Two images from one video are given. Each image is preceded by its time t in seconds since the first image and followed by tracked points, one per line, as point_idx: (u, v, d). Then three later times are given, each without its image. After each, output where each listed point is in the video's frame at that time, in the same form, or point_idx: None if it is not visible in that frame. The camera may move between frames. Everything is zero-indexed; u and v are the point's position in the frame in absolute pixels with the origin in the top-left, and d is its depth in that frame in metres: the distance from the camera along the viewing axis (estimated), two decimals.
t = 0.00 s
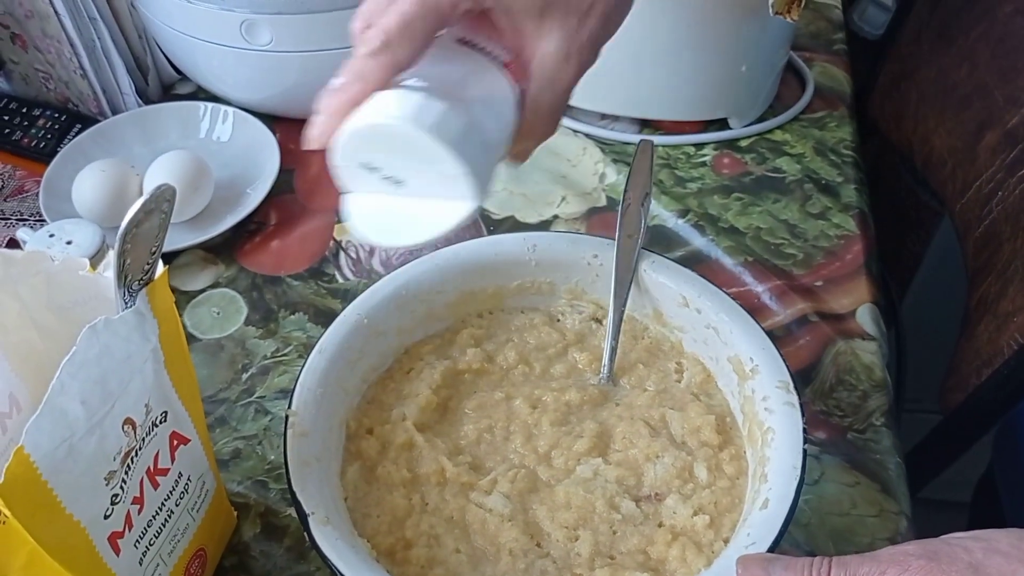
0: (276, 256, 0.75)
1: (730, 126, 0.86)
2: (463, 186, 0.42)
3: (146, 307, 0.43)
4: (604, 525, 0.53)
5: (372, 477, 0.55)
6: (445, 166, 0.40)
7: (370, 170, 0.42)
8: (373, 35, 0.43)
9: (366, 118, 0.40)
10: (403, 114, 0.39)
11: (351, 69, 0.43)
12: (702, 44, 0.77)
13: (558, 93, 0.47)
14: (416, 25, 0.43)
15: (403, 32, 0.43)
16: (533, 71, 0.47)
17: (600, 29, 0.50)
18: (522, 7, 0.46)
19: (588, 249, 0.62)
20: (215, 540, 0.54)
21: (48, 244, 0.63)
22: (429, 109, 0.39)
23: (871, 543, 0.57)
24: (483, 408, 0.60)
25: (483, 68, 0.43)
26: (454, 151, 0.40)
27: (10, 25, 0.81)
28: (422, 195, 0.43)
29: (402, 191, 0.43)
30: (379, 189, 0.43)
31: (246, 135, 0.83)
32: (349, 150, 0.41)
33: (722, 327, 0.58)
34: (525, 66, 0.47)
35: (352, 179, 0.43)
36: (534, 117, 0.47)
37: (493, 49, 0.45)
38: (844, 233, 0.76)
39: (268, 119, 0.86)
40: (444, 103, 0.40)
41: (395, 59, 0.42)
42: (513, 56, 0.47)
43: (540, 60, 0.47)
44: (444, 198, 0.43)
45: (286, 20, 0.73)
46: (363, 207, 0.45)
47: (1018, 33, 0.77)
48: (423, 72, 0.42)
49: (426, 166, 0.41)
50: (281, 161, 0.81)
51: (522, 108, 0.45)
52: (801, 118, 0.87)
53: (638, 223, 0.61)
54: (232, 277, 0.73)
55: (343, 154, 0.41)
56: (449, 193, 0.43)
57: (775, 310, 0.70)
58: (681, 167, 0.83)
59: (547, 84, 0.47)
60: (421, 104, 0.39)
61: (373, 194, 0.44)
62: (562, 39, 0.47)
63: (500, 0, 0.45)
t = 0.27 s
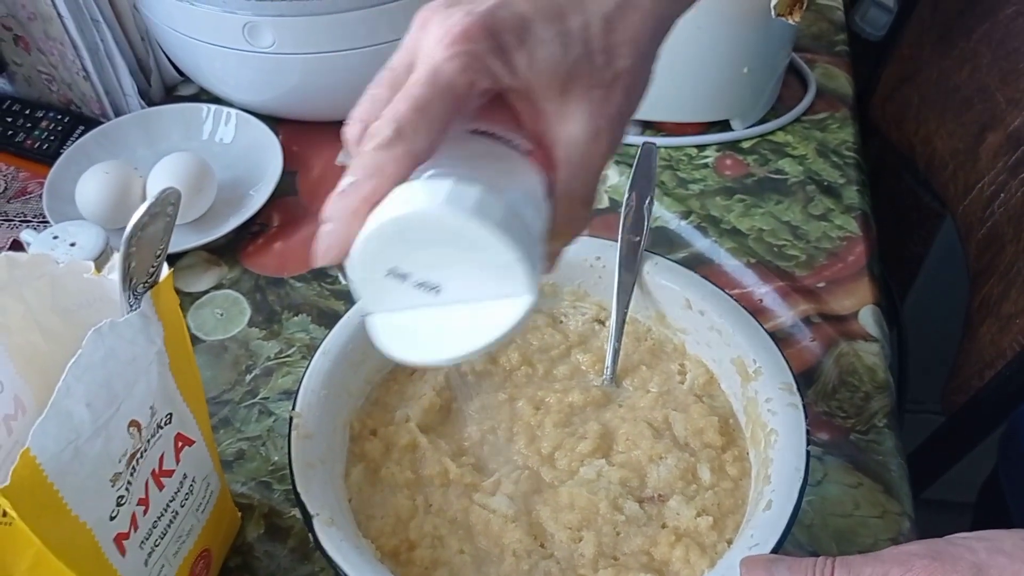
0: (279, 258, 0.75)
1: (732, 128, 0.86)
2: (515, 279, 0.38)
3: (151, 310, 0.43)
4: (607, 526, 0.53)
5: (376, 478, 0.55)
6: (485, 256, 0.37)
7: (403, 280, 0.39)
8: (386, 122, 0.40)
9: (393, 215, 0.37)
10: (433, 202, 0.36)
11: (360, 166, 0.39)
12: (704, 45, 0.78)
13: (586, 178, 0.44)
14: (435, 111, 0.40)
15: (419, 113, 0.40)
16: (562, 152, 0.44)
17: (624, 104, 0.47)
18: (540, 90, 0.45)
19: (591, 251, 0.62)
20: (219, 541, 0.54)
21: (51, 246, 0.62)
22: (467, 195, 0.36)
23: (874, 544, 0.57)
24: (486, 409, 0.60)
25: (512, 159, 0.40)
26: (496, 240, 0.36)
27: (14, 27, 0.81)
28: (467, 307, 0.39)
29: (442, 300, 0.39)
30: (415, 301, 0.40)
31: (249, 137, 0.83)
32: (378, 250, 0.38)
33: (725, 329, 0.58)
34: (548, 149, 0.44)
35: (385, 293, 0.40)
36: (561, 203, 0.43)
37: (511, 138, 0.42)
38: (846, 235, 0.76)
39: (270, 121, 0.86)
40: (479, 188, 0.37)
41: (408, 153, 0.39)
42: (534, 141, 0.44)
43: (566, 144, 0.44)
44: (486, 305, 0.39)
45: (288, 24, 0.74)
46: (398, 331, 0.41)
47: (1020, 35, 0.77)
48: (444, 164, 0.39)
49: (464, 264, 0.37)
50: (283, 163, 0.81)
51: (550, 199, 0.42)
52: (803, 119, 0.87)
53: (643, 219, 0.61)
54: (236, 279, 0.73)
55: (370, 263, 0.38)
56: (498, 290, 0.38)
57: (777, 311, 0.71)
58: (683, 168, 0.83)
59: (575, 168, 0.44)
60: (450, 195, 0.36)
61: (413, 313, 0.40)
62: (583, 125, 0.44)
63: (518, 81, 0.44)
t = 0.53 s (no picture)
0: (275, 259, 0.74)
1: (731, 127, 0.85)
2: (584, 166, 0.42)
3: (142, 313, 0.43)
4: (605, 531, 0.52)
5: (371, 482, 0.55)
6: (562, 140, 0.41)
7: (486, 164, 0.45)
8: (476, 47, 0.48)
9: (487, 99, 0.42)
10: (518, 89, 0.41)
11: (460, 72, 0.47)
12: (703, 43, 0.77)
13: (667, 95, 0.46)
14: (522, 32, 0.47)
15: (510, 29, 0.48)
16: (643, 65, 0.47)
17: (706, 34, 0.50)
18: (625, 18, 0.49)
19: (589, 252, 0.62)
20: (213, 547, 0.54)
21: (43, 248, 0.62)
22: (546, 88, 0.41)
23: (875, 548, 0.57)
24: (483, 412, 0.59)
25: (593, 67, 0.44)
26: (573, 124, 0.41)
27: (6, 27, 0.80)
28: (540, 187, 0.45)
29: (520, 185, 0.45)
30: (497, 185, 0.46)
31: (244, 137, 0.82)
32: (461, 139, 0.44)
33: (724, 331, 0.57)
34: (631, 69, 0.47)
35: (472, 178, 0.46)
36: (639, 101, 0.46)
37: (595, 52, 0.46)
38: (846, 235, 0.75)
39: (266, 122, 0.86)
40: (557, 82, 0.42)
41: (499, 59, 0.46)
42: (619, 62, 0.47)
43: (648, 63, 0.47)
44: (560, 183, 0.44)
45: (283, 24, 0.73)
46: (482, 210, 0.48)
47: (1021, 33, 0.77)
48: (533, 62, 0.44)
49: (544, 147, 0.42)
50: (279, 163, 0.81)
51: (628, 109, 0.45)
52: (803, 119, 0.86)
53: (639, 224, 0.58)
54: (230, 281, 0.73)
55: (459, 144, 0.44)
56: (572, 173, 0.43)
57: (776, 313, 0.70)
58: (682, 168, 0.82)
59: (653, 82, 0.46)
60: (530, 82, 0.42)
61: (487, 194, 0.47)
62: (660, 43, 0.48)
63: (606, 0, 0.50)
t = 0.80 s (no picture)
0: (277, 259, 0.74)
1: (732, 127, 0.85)
2: (534, 152, 0.44)
3: (145, 312, 0.42)
4: (609, 530, 0.52)
5: (374, 482, 0.55)
6: (508, 126, 0.43)
7: (432, 146, 0.47)
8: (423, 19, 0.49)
9: (433, 79, 0.44)
10: (467, 69, 0.43)
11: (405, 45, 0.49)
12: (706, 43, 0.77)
13: (614, 83, 0.48)
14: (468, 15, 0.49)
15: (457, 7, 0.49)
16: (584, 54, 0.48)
17: (657, 19, 0.51)
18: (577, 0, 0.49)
19: (591, 251, 0.62)
20: (216, 546, 0.54)
21: (46, 248, 0.62)
22: (495, 70, 0.43)
23: (878, 547, 0.57)
24: (486, 411, 0.59)
25: (544, 50, 0.45)
26: (518, 107, 0.42)
27: (8, 27, 0.80)
28: (481, 177, 0.47)
29: (467, 171, 0.47)
30: (444, 169, 0.47)
31: (246, 137, 0.82)
32: (409, 120, 0.46)
33: (726, 330, 0.57)
34: (582, 54, 0.48)
35: (417, 158, 0.47)
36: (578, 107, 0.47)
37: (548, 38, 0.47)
38: (848, 234, 0.75)
39: (267, 122, 0.86)
40: (506, 64, 0.43)
41: (447, 34, 0.47)
42: (569, 47, 0.48)
43: (597, 51, 0.48)
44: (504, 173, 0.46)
45: (286, 23, 0.73)
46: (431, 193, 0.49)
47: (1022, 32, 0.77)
48: (473, 43, 0.46)
49: (489, 131, 0.44)
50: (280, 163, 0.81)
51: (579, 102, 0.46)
52: (804, 118, 0.86)
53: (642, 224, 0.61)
54: (232, 281, 0.73)
55: (405, 126, 0.46)
56: (521, 161, 0.45)
57: (779, 312, 0.70)
58: (683, 167, 0.82)
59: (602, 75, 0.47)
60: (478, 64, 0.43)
61: (438, 176, 0.48)
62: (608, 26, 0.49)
63: None
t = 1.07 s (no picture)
0: (278, 259, 0.75)
1: (732, 127, 0.85)
2: (581, 98, 0.48)
3: (147, 313, 0.43)
4: (608, 529, 0.52)
5: (375, 481, 0.55)
6: (559, 74, 0.48)
7: (482, 97, 0.50)
8: None
9: (491, 27, 0.48)
10: (521, 17, 0.47)
11: None
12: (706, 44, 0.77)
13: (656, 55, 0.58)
14: None
15: None
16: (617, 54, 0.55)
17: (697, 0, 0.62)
18: None
19: (591, 252, 0.62)
20: (217, 546, 0.54)
21: (48, 249, 0.62)
22: (547, 18, 0.47)
23: (876, 547, 0.57)
24: (486, 412, 0.59)
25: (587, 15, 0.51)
26: (574, 56, 0.47)
27: (10, 29, 0.81)
28: (527, 125, 0.50)
29: (513, 120, 0.50)
30: (489, 118, 0.50)
31: (247, 138, 0.82)
32: (463, 66, 0.49)
33: (726, 330, 0.57)
34: (625, 24, 0.57)
35: (466, 110, 0.51)
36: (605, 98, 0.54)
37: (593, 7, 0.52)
38: (847, 234, 0.76)
39: (268, 122, 0.86)
40: (558, 17, 0.48)
41: None
42: (614, 16, 0.57)
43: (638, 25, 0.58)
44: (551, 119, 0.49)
45: (287, 25, 0.73)
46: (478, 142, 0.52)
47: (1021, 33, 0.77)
48: None
49: (540, 77, 0.48)
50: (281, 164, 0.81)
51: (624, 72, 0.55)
52: (804, 119, 0.87)
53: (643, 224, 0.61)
54: (233, 281, 0.73)
55: (458, 76, 0.49)
56: (565, 108, 0.49)
57: (778, 311, 0.70)
58: (683, 168, 0.82)
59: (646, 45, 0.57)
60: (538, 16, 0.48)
61: (481, 128, 0.51)
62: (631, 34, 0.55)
63: None
